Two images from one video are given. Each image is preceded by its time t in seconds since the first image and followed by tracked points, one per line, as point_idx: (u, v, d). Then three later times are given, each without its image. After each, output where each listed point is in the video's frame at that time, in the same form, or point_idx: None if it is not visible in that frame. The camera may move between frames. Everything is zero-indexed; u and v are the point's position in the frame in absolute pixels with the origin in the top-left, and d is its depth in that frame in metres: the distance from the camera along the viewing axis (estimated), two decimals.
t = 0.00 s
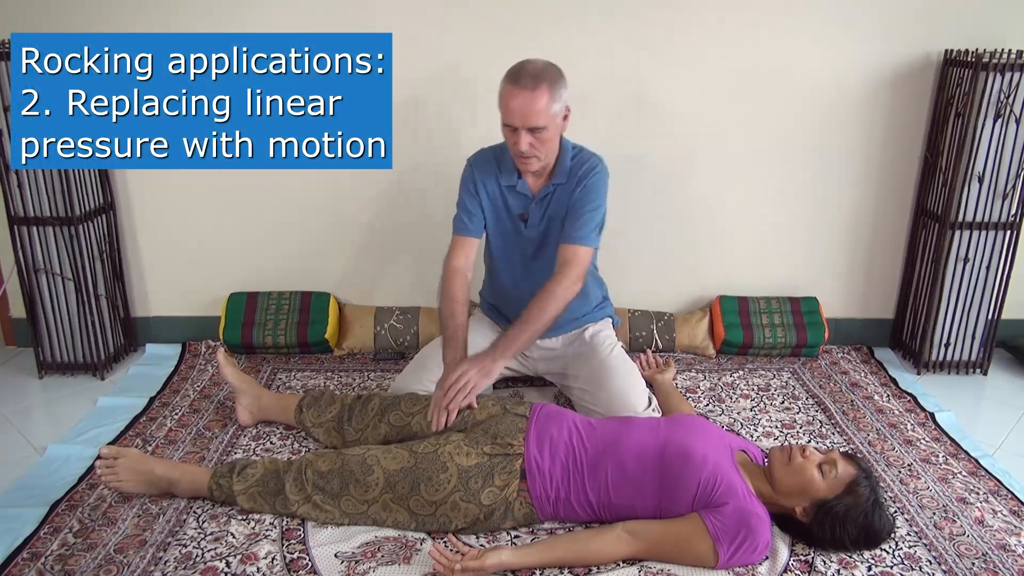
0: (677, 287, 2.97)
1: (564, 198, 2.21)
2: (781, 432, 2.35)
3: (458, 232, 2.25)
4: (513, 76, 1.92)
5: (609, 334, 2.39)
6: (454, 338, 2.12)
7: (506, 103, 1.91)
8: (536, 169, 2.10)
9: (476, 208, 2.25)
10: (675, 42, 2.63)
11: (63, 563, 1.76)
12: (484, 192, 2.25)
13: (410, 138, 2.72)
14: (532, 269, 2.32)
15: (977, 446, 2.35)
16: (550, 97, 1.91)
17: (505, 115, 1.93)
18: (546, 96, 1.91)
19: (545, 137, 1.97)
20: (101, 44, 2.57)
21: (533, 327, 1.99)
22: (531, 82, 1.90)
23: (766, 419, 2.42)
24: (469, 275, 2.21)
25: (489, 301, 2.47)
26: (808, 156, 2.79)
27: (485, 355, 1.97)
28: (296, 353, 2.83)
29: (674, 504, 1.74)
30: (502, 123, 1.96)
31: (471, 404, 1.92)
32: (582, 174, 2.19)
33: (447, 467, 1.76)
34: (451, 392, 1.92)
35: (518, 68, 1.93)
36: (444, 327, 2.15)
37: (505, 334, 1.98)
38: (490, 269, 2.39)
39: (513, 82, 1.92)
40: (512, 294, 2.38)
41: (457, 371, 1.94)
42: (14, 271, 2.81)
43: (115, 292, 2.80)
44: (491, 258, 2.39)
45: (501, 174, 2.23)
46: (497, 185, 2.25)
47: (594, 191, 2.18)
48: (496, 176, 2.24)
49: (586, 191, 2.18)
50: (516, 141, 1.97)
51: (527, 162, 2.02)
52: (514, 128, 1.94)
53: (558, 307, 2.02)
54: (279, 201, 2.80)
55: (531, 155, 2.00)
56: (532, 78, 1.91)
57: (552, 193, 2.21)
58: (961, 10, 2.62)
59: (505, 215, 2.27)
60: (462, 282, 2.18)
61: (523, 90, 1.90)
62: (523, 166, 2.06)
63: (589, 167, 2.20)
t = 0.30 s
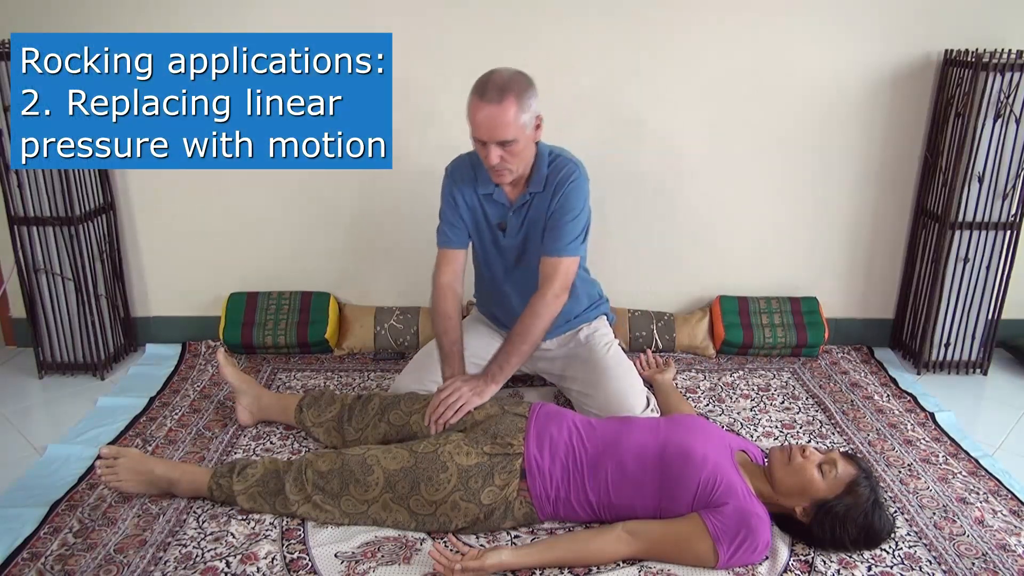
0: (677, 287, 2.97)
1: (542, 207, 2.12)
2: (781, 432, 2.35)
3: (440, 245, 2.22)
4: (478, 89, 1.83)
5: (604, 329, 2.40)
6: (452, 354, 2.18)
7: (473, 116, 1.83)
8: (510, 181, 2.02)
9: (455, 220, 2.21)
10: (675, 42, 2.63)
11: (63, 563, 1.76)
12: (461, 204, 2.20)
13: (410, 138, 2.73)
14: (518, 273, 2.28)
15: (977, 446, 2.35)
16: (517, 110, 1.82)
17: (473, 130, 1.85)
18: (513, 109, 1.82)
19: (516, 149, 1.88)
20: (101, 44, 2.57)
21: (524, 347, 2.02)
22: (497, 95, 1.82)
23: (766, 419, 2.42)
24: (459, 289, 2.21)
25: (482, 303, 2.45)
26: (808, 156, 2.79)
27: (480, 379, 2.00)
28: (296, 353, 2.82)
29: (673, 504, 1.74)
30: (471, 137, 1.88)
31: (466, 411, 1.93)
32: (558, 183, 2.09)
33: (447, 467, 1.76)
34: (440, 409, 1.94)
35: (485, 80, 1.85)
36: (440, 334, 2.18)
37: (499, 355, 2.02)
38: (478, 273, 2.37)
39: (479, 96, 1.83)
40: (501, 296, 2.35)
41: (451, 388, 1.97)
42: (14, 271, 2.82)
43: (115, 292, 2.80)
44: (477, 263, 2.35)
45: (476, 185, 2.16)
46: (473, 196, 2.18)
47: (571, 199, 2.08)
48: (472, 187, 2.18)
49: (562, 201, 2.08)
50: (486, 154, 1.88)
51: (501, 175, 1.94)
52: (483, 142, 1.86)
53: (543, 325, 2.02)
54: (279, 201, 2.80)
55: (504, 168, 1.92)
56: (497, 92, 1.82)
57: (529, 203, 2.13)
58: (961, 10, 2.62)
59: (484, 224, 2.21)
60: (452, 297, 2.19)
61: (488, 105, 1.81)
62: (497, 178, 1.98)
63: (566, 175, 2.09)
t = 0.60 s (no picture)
0: (677, 287, 2.97)
1: (525, 219, 2.10)
2: (781, 432, 2.35)
3: (426, 258, 2.23)
4: (448, 113, 1.81)
5: (604, 329, 2.40)
6: (449, 359, 2.20)
7: (446, 140, 1.81)
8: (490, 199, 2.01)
9: (440, 234, 2.20)
10: (675, 42, 2.63)
11: (63, 563, 1.76)
12: (445, 217, 2.19)
13: (410, 138, 2.73)
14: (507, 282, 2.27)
15: (977, 446, 2.35)
16: (490, 132, 1.81)
17: (448, 153, 1.84)
18: (486, 130, 1.80)
19: (493, 168, 1.87)
20: (101, 44, 2.57)
21: (524, 358, 2.07)
22: (468, 117, 1.80)
23: (766, 419, 2.42)
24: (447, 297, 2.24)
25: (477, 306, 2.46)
26: (808, 157, 2.79)
27: (484, 385, 2.04)
28: (296, 353, 2.83)
29: (674, 504, 1.74)
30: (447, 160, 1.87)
31: (465, 411, 1.94)
32: (540, 196, 2.07)
33: (447, 466, 1.76)
34: (439, 409, 1.95)
35: (453, 101, 1.83)
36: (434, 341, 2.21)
37: (501, 365, 2.07)
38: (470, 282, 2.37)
39: (450, 119, 1.81)
40: (493, 303, 2.36)
41: (456, 387, 2.00)
42: (14, 271, 2.82)
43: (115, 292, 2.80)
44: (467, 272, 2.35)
45: (458, 199, 2.15)
46: (456, 209, 2.16)
47: (554, 211, 2.06)
48: (453, 201, 2.16)
49: (546, 213, 2.06)
50: (462, 176, 1.87)
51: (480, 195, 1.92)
52: (459, 165, 1.85)
53: (547, 338, 2.07)
54: (279, 200, 2.80)
55: (483, 188, 1.91)
56: (468, 115, 1.79)
57: (511, 215, 2.11)
58: (961, 10, 2.62)
59: (469, 236, 2.20)
60: (442, 304, 2.22)
61: (459, 130, 1.79)
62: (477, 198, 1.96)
63: (547, 185, 2.06)
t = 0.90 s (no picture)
0: (677, 287, 2.97)
1: (515, 229, 2.09)
2: (781, 432, 2.35)
3: (419, 268, 2.23)
4: (433, 131, 1.80)
5: (602, 329, 2.40)
6: (445, 362, 2.24)
7: (432, 160, 1.81)
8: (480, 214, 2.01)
9: (433, 245, 2.20)
10: (675, 42, 2.63)
11: (63, 563, 1.76)
12: (436, 227, 2.18)
13: (410, 138, 2.73)
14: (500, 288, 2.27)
15: (977, 446, 2.35)
16: (477, 148, 1.80)
17: (436, 171, 1.83)
18: (473, 147, 1.80)
19: (483, 184, 1.87)
20: (101, 44, 2.57)
21: (524, 364, 2.09)
22: (454, 134, 1.79)
23: (766, 419, 2.42)
24: (440, 303, 2.26)
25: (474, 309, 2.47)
26: (808, 157, 2.79)
27: (484, 390, 2.06)
28: (296, 353, 2.83)
29: (673, 504, 1.74)
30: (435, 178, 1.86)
31: (465, 412, 1.94)
32: (529, 206, 2.05)
33: (447, 466, 1.76)
34: (439, 412, 1.95)
35: (436, 120, 1.82)
36: (428, 345, 2.25)
37: (501, 371, 2.09)
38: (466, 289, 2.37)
39: (435, 137, 1.80)
40: (488, 308, 2.36)
41: (457, 390, 2.01)
42: (14, 271, 2.82)
43: (115, 292, 2.80)
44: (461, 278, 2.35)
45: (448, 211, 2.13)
46: (446, 219, 2.15)
47: (544, 221, 2.05)
48: (442, 212, 2.15)
49: (536, 223, 2.05)
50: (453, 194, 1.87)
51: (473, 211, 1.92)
52: (449, 182, 1.85)
53: (547, 345, 2.09)
54: (279, 201, 2.80)
55: (474, 204, 1.91)
56: (454, 132, 1.78)
57: (501, 225, 2.09)
58: (962, 10, 2.62)
59: (460, 245, 2.20)
60: (435, 310, 2.26)
61: (445, 148, 1.78)
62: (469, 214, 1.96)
63: (536, 194, 2.04)
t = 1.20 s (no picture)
0: (677, 287, 2.97)
1: (521, 226, 2.10)
2: (781, 432, 2.35)
3: (422, 263, 2.23)
4: (448, 105, 1.83)
5: (603, 329, 2.41)
6: (446, 362, 2.22)
7: (447, 132, 1.81)
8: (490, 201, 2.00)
9: (437, 240, 2.20)
10: (675, 42, 2.63)
11: (63, 563, 1.76)
12: (441, 222, 2.18)
13: (410, 138, 2.73)
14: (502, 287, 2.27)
15: (976, 446, 2.35)
16: (491, 119, 1.83)
17: (450, 146, 1.83)
18: (488, 117, 1.82)
19: (495, 158, 1.88)
20: (101, 44, 2.57)
21: (524, 364, 2.08)
22: (468, 107, 1.82)
23: (766, 419, 2.42)
24: (444, 301, 2.25)
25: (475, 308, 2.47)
26: (807, 157, 2.79)
27: (484, 391, 2.06)
28: (296, 353, 2.83)
29: (673, 504, 1.74)
30: (449, 155, 1.86)
31: (465, 412, 1.94)
32: (535, 203, 2.06)
33: (447, 465, 1.76)
34: (439, 411, 1.95)
35: (451, 96, 1.85)
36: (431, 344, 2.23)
37: (500, 372, 2.08)
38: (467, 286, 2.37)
39: (450, 111, 1.82)
40: (489, 306, 2.37)
41: (456, 391, 2.00)
42: (14, 271, 2.82)
43: (114, 292, 2.80)
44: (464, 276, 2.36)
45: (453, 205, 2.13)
46: (452, 214, 2.16)
47: (550, 218, 2.05)
48: (448, 207, 2.16)
49: (541, 220, 2.06)
50: (466, 170, 1.87)
51: (483, 192, 1.91)
52: (463, 155, 1.84)
53: (546, 344, 2.08)
54: (279, 201, 2.80)
55: (487, 182, 1.90)
56: (468, 104, 1.81)
57: (507, 222, 2.10)
58: (961, 10, 2.62)
59: (464, 241, 2.20)
60: (438, 308, 2.23)
61: (461, 118, 1.80)
62: (478, 198, 1.95)
63: (543, 191, 2.05)
